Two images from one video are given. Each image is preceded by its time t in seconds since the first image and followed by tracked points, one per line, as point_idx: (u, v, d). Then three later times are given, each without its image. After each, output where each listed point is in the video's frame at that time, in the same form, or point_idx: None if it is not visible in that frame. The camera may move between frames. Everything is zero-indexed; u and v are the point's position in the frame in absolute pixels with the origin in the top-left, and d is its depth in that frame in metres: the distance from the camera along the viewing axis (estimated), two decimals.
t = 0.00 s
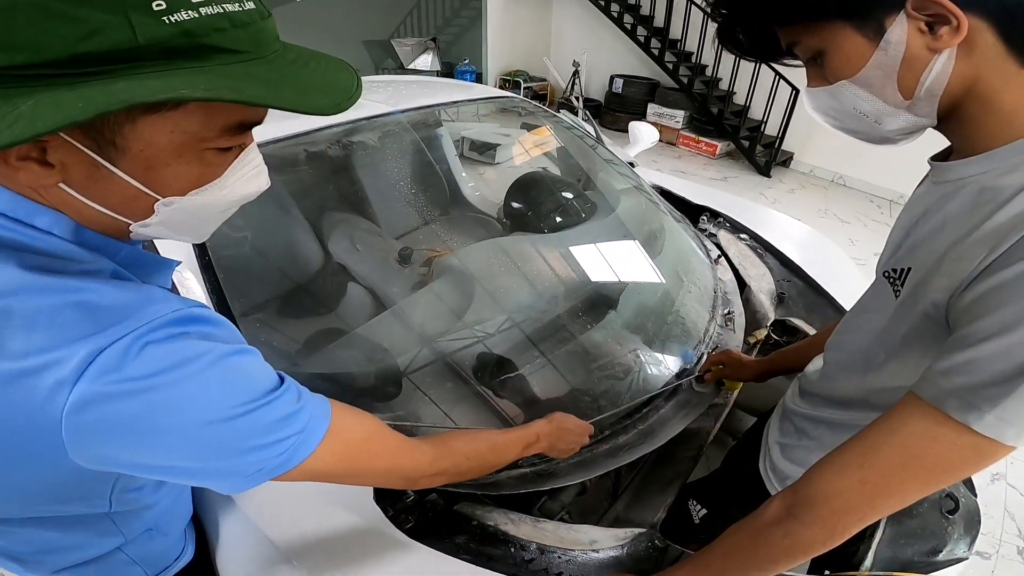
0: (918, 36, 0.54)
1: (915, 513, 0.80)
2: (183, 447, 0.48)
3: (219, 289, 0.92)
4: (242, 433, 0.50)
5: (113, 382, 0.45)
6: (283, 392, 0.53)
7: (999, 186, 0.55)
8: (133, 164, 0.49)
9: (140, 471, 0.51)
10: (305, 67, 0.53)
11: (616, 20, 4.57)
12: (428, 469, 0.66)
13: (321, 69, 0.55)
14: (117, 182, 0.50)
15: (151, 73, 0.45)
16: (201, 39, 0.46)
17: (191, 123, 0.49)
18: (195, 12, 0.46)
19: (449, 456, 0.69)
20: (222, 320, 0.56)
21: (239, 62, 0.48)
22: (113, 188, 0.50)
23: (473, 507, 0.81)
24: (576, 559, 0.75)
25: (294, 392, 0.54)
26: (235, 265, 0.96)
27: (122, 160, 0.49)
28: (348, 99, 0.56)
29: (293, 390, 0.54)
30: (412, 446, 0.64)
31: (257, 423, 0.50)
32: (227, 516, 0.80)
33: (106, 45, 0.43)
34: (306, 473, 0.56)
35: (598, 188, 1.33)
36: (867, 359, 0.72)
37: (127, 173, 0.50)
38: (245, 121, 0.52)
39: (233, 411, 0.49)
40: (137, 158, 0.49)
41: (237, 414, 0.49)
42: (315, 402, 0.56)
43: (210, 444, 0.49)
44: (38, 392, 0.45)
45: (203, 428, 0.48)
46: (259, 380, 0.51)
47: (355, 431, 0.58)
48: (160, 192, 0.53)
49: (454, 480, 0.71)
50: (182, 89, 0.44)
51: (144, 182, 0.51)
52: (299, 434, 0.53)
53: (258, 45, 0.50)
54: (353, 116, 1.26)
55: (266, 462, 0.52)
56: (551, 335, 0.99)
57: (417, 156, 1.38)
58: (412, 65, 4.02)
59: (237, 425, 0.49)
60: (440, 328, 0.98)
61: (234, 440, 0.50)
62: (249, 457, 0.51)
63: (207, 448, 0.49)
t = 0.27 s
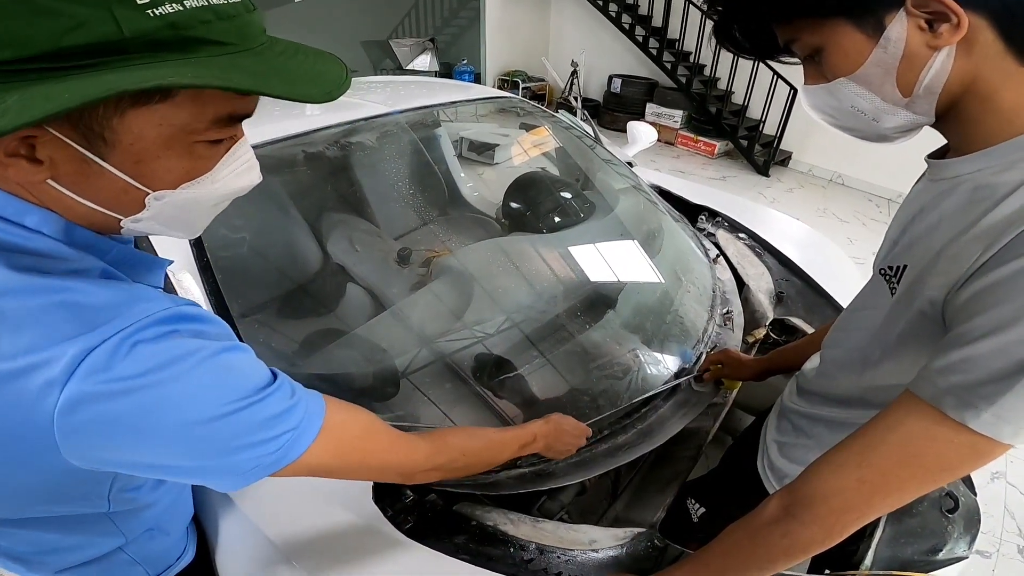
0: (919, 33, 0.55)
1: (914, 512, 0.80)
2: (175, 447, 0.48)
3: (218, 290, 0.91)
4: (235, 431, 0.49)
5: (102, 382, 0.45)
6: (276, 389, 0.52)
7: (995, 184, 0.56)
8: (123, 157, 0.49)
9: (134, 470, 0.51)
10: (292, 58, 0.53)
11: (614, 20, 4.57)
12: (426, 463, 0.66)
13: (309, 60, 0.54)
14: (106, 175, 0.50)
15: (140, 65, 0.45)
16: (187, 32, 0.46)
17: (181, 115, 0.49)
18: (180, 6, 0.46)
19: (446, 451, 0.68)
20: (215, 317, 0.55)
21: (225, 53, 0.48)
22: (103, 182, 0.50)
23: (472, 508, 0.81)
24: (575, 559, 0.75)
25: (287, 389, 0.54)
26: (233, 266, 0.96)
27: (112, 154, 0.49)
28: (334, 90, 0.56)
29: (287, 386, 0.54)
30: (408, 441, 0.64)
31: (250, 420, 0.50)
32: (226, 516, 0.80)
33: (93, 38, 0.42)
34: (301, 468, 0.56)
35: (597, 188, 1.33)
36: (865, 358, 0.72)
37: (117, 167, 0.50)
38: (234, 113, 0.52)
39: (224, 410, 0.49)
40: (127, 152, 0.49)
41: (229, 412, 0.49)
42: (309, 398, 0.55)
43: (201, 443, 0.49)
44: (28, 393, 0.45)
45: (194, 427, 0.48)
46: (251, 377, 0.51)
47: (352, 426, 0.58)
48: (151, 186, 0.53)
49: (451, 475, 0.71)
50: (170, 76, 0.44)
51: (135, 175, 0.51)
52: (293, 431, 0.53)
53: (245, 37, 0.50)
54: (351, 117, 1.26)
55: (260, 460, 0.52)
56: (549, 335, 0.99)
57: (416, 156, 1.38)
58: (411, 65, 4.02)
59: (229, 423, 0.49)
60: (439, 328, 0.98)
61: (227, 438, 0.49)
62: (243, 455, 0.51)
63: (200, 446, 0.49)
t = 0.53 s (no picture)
0: (909, 34, 0.55)
1: (912, 512, 0.80)
2: (159, 458, 0.48)
3: (216, 292, 0.90)
4: (222, 442, 0.50)
5: (86, 394, 0.45)
6: (264, 399, 0.53)
7: (988, 184, 0.56)
8: (126, 160, 0.49)
9: (119, 482, 0.51)
10: (297, 71, 0.53)
11: (612, 21, 4.57)
12: (421, 471, 0.66)
13: (312, 74, 0.55)
14: (106, 177, 0.50)
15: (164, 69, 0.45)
16: (210, 41, 0.47)
17: (187, 122, 0.49)
18: (206, 16, 0.46)
19: (440, 457, 0.68)
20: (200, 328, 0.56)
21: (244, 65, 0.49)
22: (100, 184, 0.50)
23: (470, 509, 0.81)
24: (574, 560, 0.76)
25: (275, 400, 0.54)
26: (231, 268, 0.96)
27: (116, 156, 0.49)
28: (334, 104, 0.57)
29: (274, 397, 0.54)
30: (401, 447, 0.64)
31: (237, 431, 0.50)
32: (225, 517, 0.80)
33: (125, 41, 0.43)
34: (295, 477, 0.56)
35: (594, 189, 1.33)
36: (860, 358, 0.72)
37: (118, 169, 0.50)
38: (237, 124, 0.53)
39: (211, 421, 0.49)
40: (131, 154, 0.49)
41: (216, 423, 0.49)
42: (298, 409, 0.55)
43: (186, 455, 0.49)
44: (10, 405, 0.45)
45: (181, 438, 0.48)
46: (238, 388, 0.51)
47: (344, 434, 0.58)
48: (148, 190, 0.53)
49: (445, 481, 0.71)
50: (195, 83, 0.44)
51: (133, 179, 0.51)
52: (281, 441, 0.53)
53: (259, 52, 0.50)
54: (350, 118, 1.27)
55: (249, 470, 0.52)
56: (547, 336, 0.99)
57: (414, 158, 1.39)
58: (408, 67, 4.03)
59: (216, 434, 0.49)
60: (437, 330, 0.98)
61: (214, 450, 0.49)
62: (230, 466, 0.51)
63: (187, 457, 0.49)
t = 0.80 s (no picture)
0: (886, 33, 0.56)
1: (900, 507, 0.81)
2: (125, 469, 0.48)
3: (203, 294, 0.89)
4: (193, 453, 0.49)
5: (48, 405, 0.44)
6: (237, 409, 0.52)
7: (962, 183, 0.57)
8: (116, 164, 0.49)
9: (85, 491, 0.50)
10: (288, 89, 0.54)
11: (601, 21, 4.59)
12: (401, 479, 0.66)
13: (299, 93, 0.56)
14: (92, 180, 0.49)
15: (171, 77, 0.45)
16: (215, 54, 0.47)
17: (178, 131, 0.49)
18: (214, 31, 0.47)
19: (420, 463, 0.69)
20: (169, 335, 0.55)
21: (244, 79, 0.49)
22: (86, 188, 0.49)
23: (462, 508, 0.81)
24: (566, 558, 0.76)
25: (249, 410, 0.54)
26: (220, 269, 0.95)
27: (105, 159, 0.48)
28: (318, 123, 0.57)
29: (247, 406, 0.54)
30: (378, 455, 0.64)
31: (209, 442, 0.50)
32: (217, 519, 0.80)
33: (140, 48, 0.44)
34: (274, 486, 0.56)
35: (584, 189, 1.34)
36: (842, 354, 0.73)
37: (106, 173, 0.49)
38: (223, 136, 0.54)
39: (181, 432, 0.49)
40: (121, 158, 0.49)
41: (187, 434, 0.49)
42: (273, 418, 0.55)
43: (156, 465, 0.48)
44: None
45: (150, 449, 0.48)
46: (209, 398, 0.51)
47: (321, 443, 0.58)
48: (131, 198, 0.53)
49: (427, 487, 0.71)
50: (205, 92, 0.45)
51: (117, 185, 0.51)
52: (255, 451, 0.53)
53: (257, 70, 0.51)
54: (338, 119, 1.27)
55: (221, 480, 0.52)
56: (537, 335, 0.99)
57: (403, 158, 1.39)
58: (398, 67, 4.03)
59: (187, 445, 0.49)
60: (427, 330, 0.98)
61: (184, 460, 0.49)
62: (202, 476, 0.51)
63: (157, 468, 0.49)
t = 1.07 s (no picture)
0: (866, 43, 0.57)
1: (879, 505, 0.83)
2: (102, 477, 0.46)
3: (190, 293, 0.89)
4: (174, 460, 0.48)
5: (18, 414, 0.42)
6: (219, 415, 0.51)
7: (935, 189, 0.58)
8: (87, 163, 0.49)
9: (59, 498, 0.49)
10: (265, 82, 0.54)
11: (591, 24, 4.61)
12: (381, 486, 0.67)
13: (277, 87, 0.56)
14: (64, 180, 0.49)
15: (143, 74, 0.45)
16: (190, 50, 0.47)
17: (154, 129, 0.49)
18: (188, 27, 0.47)
19: (403, 472, 0.69)
20: (144, 338, 0.54)
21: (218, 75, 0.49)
22: (58, 188, 0.49)
23: (451, 507, 0.82)
24: (556, 556, 0.77)
25: (229, 417, 0.52)
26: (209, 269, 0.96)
27: (77, 159, 0.48)
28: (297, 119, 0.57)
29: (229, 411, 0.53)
30: (361, 464, 0.64)
31: (190, 448, 0.49)
32: (205, 519, 0.80)
33: (109, 45, 0.44)
34: (256, 489, 0.56)
35: (572, 192, 1.35)
36: (820, 355, 0.75)
37: (78, 173, 0.49)
38: (202, 134, 0.53)
39: (161, 439, 0.47)
40: (93, 158, 0.49)
41: (166, 442, 0.48)
42: (254, 425, 0.54)
43: (135, 472, 0.47)
44: None
45: (128, 457, 0.46)
46: (189, 405, 0.50)
47: (305, 453, 0.58)
48: (105, 198, 0.53)
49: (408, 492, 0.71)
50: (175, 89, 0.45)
51: (91, 184, 0.51)
52: (238, 457, 0.52)
53: (235, 66, 0.51)
54: (328, 120, 1.27)
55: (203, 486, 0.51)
56: (525, 336, 1.00)
57: (392, 159, 1.39)
58: (388, 69, 4.03)
59: (167, 452, 0.48)
60: (415, 331, 0.99)
61: (163, 467, 0.48)
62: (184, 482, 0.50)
63: (136, 475, 0.47)
